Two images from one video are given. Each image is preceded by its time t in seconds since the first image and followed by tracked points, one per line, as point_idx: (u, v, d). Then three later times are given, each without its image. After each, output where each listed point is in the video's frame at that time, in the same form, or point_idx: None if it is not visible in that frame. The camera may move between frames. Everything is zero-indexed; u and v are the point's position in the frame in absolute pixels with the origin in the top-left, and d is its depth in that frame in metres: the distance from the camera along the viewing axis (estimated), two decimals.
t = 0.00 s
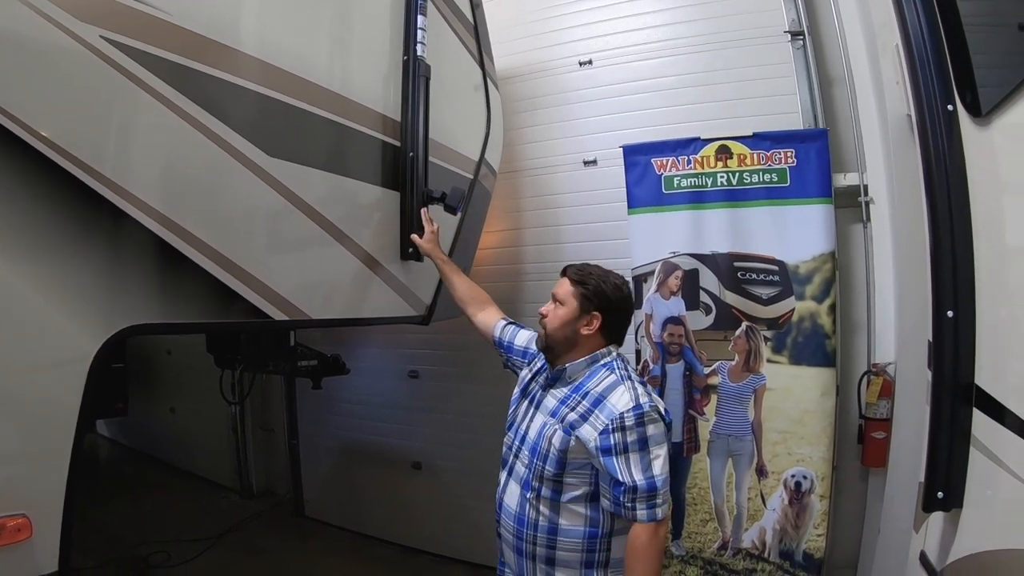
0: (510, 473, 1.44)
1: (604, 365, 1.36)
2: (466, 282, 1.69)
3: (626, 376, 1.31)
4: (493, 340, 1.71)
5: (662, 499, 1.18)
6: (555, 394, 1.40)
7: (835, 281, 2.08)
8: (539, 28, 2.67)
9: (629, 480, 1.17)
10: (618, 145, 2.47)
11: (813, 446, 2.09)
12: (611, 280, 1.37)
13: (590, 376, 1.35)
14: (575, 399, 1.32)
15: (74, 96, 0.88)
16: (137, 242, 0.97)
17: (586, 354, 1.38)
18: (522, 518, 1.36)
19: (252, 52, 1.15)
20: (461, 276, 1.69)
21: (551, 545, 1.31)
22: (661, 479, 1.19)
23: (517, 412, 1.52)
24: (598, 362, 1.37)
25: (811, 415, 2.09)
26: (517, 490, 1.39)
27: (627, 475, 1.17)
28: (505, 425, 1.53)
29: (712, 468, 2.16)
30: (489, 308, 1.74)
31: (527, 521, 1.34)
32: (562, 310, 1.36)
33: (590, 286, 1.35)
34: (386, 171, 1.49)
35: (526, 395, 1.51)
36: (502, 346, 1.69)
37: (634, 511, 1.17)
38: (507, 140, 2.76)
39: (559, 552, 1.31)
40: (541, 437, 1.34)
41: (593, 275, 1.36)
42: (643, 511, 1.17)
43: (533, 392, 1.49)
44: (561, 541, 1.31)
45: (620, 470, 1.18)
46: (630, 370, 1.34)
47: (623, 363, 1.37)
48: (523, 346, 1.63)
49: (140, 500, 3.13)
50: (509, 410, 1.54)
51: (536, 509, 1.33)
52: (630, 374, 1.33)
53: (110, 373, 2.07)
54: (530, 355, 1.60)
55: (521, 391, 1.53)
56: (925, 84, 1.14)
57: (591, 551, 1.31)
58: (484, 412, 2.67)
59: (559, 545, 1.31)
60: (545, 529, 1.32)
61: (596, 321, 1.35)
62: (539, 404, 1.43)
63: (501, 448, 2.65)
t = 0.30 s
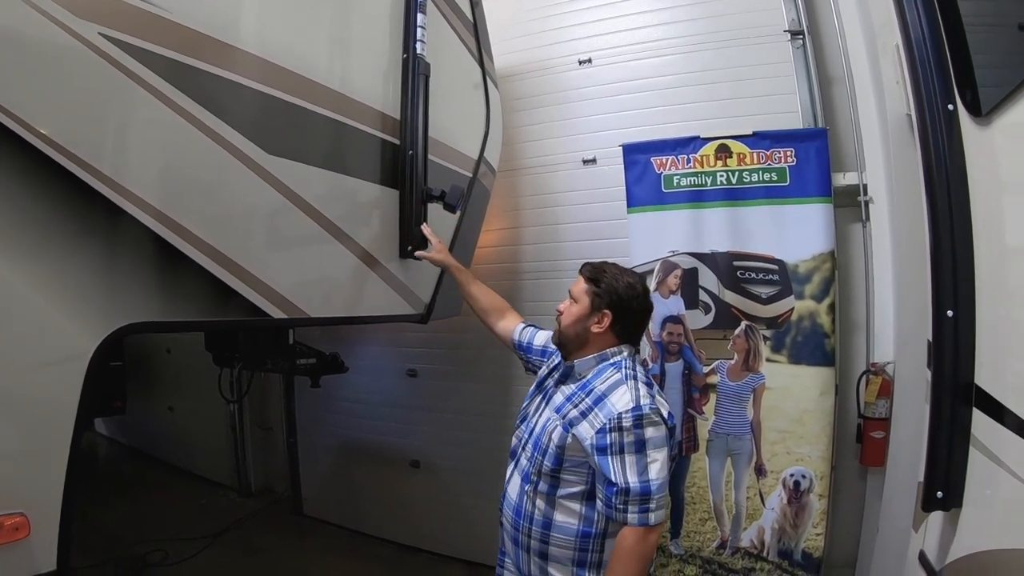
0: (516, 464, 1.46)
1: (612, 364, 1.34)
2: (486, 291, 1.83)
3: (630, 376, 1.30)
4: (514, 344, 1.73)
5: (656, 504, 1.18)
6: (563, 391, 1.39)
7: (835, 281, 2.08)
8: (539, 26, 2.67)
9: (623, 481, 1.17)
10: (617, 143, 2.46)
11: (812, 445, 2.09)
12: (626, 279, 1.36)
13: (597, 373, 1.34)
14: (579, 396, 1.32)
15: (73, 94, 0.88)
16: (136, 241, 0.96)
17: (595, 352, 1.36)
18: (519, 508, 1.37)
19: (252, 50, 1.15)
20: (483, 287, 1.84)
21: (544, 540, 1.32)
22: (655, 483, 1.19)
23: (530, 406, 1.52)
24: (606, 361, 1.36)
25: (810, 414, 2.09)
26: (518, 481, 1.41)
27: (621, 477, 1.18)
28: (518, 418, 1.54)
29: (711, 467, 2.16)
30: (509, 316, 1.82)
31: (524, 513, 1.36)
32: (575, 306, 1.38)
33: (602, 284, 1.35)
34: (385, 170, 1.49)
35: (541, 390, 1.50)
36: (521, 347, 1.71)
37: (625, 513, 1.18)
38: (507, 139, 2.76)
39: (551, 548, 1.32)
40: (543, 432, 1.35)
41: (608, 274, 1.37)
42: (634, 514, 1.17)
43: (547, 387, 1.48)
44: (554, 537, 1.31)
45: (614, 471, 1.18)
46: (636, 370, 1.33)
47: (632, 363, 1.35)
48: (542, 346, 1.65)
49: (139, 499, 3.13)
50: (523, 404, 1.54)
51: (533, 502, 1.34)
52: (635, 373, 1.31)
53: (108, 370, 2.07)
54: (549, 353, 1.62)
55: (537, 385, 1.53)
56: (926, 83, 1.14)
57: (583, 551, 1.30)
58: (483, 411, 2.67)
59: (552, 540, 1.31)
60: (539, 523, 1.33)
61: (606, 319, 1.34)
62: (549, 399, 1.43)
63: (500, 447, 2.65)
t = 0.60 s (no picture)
0: (527, 464, 1.47)
1: (621, 363, 1.34)
2: (502, 298, 1.83)
3: (637, 375, 1.28)
4: (528, 350, 1.72)
5: (668, 504, 1.18)
6: (575, 390, 1.39)
7: (835, 280, 2.08)
8: (538, 25, 2.66)
9: (633, 483, 1.17)
10: (617, 142, 2.46)
11: (812, 445, 2.09)
12: (634, 278, 1.35)
13: (606, 373, 1.33)
14: (588, 396, 1.31)
15: (72, 92, 0.88)
16: (135, 239, 0.96)
17: (604, 352, 1.38)
18: (529, 508, 1.38)
19: (252, 48, 1.15)
20: (500, 292, 1.84)
21: (553, 539, 1.32)
22: (667, 484, 1.18)
23: (541, 409, 1.51)
24: (614, 360, 1.36)
25: (810, 414, 2.09)
26: (528, 481, 1.42)
27: (632, 479, 1.17)
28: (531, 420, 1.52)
29: (711, 467, 2.17)
30: (523, 324, 1.80)
31: (533, 513, 1.36)
32: (584, 306, 1.40)
33: (610, 284, 1.36)
34: (384, 168, 1.48)
35: (553, 394, 1.48)
36: (535, 353, 1.69)
37: (638, 515, 1.18)
38: (506, 137, 2.76)
39: (559, 548, 1.32)
40: (553, 432, 1.35)
41: (617, 273, 1.36)
42: (647, 515, 1.17)
43: (559, 389, 1.47)
44: (562, 537, 1.31)
45: (624, 472, 1.17)
46: (644, 369, 1.30)
47: (641, 362, 1.34)
48: (557, 350, 1.64)
49: (139, 497, 3.13)
50: (536, 407, 1.52)
51: (542, 501, 1.35)
52: (643, 372, 1.29)
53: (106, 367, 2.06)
54: (564, 357, 1.62)
55: (549, 390, 1.51)
56: (927, 81, 1.14)
57: (592, 551, 1.30)
58: (483, 410, 2.67)
59: (560, 541, 1.31)
60: (548, 522, 1.33)
61: (614, 320, 1.35)
62: (560, 399, 1.42)
63: (499, 446, 2.65)
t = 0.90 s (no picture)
0: (538, 478, 1.47)
1: (641, 368, 1.34)
2: (516, 299, 1.86)
3: (660, 381, 1.28)
4: (541, 351, 1.74)
5: (721, 510, 1.16)
6: (592, 399, 1.39)
7: (834, 277, 2.08)
8: (537, 23, 2.66)
9: (678, 493, 1.15)
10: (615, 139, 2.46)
11: (811, 443, 2.09)
12: (650, 277, 1.33)
13: (626, 380, 1.32)
14: (608, 405, 1.30)
15: (71, 92, 0.88)
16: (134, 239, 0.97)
17: (622, 356, 1.38)
18: (541, 526, 1.38)
19: (251, 48, 1.15)
20: (515, 294, 1.87)
21: (567, 558, 1.33)
22: (715, 489, 1.16)
23: (555, 416, 1.52)
24: (634, 364, 1.36)
25: (810, 412, 2.09)
26: (540, 497, 1.42)
27: (676, 489, 1.15)
28: (541, 429, 1.55)
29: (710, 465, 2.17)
30: (539, 324, 1.83)
31: (545, 531, 1.36)
32: (599, 308, 1.40)
33: (625, 284, 1.35)
34: (381, 166, 1.48)
35: (569, 399, 1.50)
36: (548, 355, 1.71)
37: (693, 528, 1.14)
38: (505, 135, 2.76)
39: (574, 566, 1.32)
40: (569, 446, 1.34)
41: (632, 272, 1.35)
42: (702, 526, 1.14)
43: (573, 396, 1.49)
44: (578, 556, 1.31)
45: (665, 484, 1.16)
46: (667, 374, 1.31)
47: (664, 367, 1.34)
48: (569, 354, 1.66)
49: (139, 496, 3.11)
50: (549, 415, 1.54)
51: (556, 518, 1.34)
52: (666, 379, 1.29)
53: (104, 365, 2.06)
54: (577, 361, 1.63)
55: (565, 395, 1.53)
56: (926, 78, 1.14)
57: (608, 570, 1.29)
58: (482, 408, 2.68)
59: (576, 559, 1.31)
60: (562, 541, 1.33)
61: (629, 322, 1.34)
62: (576, 409, 1.42)
63: (498, 444, 2.65)
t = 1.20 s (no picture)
0: (554, 507, 1.36)
1: (664, 381, 1.23)
2: (514, 301, 1.81)
3: (688, 397, 1.17)
4: (545, 358, 1.68)
5: (751, 545, 1.08)
6: (608, 417, 1.28)
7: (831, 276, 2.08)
8: (533, 21, 2.66)
9: (707, 531, 1.06)
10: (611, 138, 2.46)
11: (808, 442, 2.09)
12: (658, 275, 1.21)
13: (648, 395, 1.22)
14: (629, 425, 1.20)
15: (65, 93, 0.88)
16: (128, 240, 0.96)
17: (639, 368, 1.26)
18: (561, 563, 1.28)
19: (246, 47, 1.15)
20: (512, 295, 1.81)
21: None
22: (746, 523, 1.08)
23: (568, 433, 1.42)
24: (657, 376, 1.25)
25: (806, 411, 2.09)
26: (558, 530, 1.31)
27: (705, 526, 1.07)
28: (552, 450, 1.45)
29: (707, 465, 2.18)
30: (541, 324, 1.77)
31: (565, 569, 1.26)
32: (605, 315, 1.28)
33: (631, 285, 1.23)
34: (375, 164, 1.48)
35: (580, 414, 1.41)
36: (553, 363, 1.65)
37: (722, 567, 1.07)
38: (501, 134, 2.75)
39: None
40: (586, 473, 1.23)
41: (637, 270, 1.23)
42: (732, 564, 1.07)
43: (586, 410, 1.39)
44: None
45: (694, 520, 1.07)
46: (695, 388, 1.20)
47: (688, 377, 1.24)
48: (576, 360, 1.60)
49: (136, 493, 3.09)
50: (561, 433, 1.44)
51: (576, 556, 1.24)
52: (695, 393, 1.18)
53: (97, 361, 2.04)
54: (585, 369, 1.57)
55: (576, 409, 1.43)
56: (922, 75, 1.14)
57: None
58: (478, 407, 2.68)
59: None
60: None
61: (641, 328, 1.23)
62: (591, 427, 1.32)
63: (494, 443, 2.65)
